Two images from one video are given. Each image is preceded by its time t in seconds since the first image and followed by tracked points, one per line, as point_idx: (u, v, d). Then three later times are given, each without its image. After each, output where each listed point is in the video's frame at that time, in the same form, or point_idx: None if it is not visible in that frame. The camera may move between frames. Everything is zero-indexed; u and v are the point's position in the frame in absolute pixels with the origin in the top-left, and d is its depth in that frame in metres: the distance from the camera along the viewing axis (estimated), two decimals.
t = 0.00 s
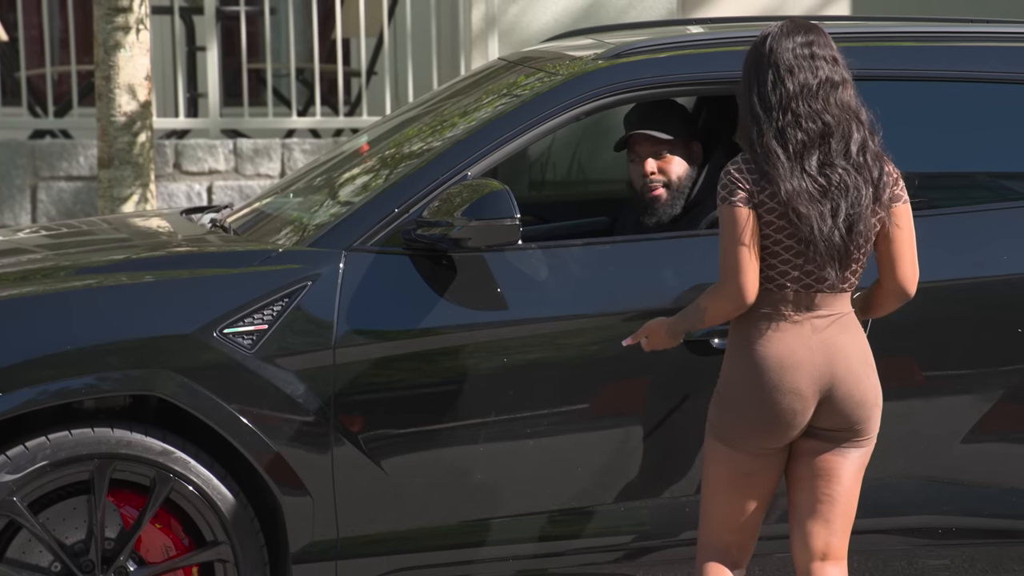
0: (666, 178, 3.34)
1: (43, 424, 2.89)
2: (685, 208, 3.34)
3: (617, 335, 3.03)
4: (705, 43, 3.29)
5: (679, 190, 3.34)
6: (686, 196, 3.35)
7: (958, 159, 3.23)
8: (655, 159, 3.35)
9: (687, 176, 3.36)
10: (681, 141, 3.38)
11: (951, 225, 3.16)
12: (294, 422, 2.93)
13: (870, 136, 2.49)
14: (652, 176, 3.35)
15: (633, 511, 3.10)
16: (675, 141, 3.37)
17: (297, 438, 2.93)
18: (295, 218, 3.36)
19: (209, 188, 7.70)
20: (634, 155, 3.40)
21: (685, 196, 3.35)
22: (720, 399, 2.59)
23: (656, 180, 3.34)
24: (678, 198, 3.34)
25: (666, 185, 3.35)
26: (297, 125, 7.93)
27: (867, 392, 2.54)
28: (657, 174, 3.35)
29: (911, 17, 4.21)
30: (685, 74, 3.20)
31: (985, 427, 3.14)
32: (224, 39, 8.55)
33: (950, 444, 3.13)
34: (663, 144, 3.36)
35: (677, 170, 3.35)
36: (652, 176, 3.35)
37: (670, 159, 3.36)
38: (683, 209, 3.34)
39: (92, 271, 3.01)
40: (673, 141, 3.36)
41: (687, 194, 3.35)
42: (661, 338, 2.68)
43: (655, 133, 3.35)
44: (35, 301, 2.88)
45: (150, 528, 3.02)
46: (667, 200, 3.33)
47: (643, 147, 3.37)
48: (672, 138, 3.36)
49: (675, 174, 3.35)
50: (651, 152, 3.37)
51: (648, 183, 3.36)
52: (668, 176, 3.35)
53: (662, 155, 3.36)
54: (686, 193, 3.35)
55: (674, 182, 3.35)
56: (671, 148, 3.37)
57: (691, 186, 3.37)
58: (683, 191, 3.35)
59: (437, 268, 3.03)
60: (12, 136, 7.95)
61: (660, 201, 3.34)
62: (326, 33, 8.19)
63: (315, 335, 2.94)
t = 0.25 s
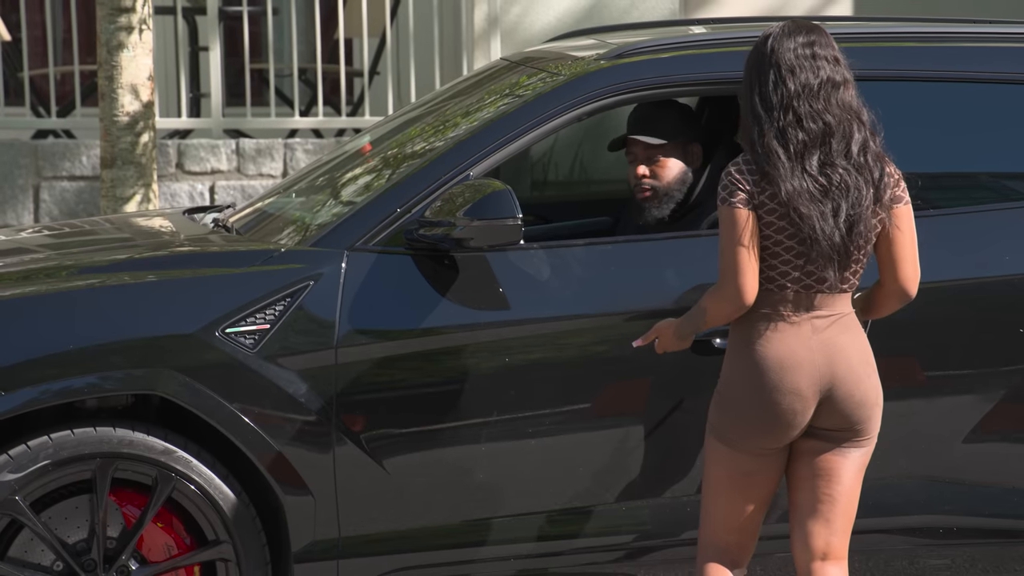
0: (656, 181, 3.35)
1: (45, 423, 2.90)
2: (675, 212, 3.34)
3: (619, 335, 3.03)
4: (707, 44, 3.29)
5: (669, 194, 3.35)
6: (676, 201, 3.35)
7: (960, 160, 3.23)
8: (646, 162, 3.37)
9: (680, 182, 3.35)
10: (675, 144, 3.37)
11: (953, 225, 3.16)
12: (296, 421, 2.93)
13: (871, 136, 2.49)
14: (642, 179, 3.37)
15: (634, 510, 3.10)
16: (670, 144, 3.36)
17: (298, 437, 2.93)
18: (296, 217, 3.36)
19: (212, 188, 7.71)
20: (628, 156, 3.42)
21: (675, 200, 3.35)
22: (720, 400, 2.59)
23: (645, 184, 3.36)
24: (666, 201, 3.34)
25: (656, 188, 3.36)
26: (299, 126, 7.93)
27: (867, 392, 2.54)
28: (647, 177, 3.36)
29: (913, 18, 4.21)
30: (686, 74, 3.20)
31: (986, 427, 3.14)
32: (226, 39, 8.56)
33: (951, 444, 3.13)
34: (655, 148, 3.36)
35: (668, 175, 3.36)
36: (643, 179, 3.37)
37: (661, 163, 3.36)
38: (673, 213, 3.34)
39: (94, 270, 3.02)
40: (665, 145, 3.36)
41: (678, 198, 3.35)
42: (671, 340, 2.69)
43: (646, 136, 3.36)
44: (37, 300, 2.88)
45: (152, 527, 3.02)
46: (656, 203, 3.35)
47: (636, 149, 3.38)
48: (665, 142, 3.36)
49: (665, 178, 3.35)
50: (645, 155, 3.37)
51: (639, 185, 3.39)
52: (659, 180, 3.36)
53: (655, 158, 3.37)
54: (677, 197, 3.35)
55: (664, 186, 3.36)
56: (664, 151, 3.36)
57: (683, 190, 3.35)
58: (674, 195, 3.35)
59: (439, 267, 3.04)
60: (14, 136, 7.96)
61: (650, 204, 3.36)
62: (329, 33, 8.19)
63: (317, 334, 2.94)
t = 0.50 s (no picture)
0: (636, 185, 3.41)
1: (45, 422, 2.89)
2: (658, 215, 3.35)
3: (618, 334, 3.03)
4: (706, 42, 3.29)
5: (648, 198, 3.38)
6: (658, 206, 3.35)
7: (959, 158, 3.23)
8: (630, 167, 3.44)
9: (664, 185, 3.36)
10: (660, 147, 3.39)
11: (952, 224, 3.16)
12: (295, 420, 2.93)
13: (868, 135, 2.49)
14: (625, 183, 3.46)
15: (634, 509, 3.10)
16: (654, 147, 3.40)
17: (297, 436, 2.93)
18: (295, 216, 3.36)
19: (211, 186, 7.71)
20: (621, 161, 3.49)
21: (659, 203, 3.36)
22: (719, 399, 2.60)
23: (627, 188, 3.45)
24: (646, 206, 3.37)
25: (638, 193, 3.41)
26: (298, 124, 7.93)
27: (865, 391, 2.54)
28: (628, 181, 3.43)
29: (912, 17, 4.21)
30: (685, 73, 3.20)
31: (986, 425, 3.14)
32: (225, 38, 8.56)
33: (950, 443, 3.13)
34: (637, 152, 3.42)
35: (649, 179, 3.39)
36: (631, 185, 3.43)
37: (642, 167, 3.41)
38: (656, 218, 3.36)
39: (93, 269, 3.02)
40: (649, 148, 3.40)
41: (658, 203, 3.36)
42: (681, 342, 2.69)
43: (627, 141, 3.44)
44: (36, 299, 2.88)
45: (151, 527, 3.03)
46: (637, 207, 3.40)
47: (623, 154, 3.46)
48: (648, 146, 3.40)
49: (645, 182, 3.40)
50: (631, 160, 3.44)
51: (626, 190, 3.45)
52: (639, 185, 3.41)
53: (638, 163, 3.42)
54: (657, 201, 3.36)
55: (644, 190, 3.40)
56: (645, 155, 3.41)
57: (664, 195, 3.35)
58: (653, 199, 3.37)
59: (438, 267, 3.04)
60: (14, 135, 7.95)
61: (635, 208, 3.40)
62: (327, 32, 8.19)
63: (316, 333, 2.94)
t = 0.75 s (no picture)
0: (636, 181, 3.43)
1: (47, 421, 2.90)
2: (659, 208, 3.37)
3: (619, 333, 3.03)
4: (707, 41, 3.29)
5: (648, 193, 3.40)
6: (657, 199, 3.38)
7: (960, 157, 3.23)
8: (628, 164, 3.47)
9: (663, 179, 3.39)
10: (654, 142, 3.43)
11: (953, 222, 3.16)
12: (297, 419, 2.93)
13: (869, 133, 2.49)
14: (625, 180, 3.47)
15: (636, 508, 3.10)
16: (650, 142, 3.43)
17: (299, 435, 2.93)
18: (297, 216, 3.36)
19: (212, 185, 7.71)
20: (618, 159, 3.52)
21: (659, 197, 3.38)
22: (721, 397, 2.60)
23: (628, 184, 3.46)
24: (647, 201, 3.39)
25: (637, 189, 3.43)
26: (300, 123, 7.93)
27: (868, 389, 2.54)
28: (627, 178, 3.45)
29: (912, 15, 4.21)
30: (687, 71, 3.20)
31: (987, 424, 3.14)
32: (226, 37, 8.56)
33: (952, 441, 3.13)
34: (634, 148, 3.45)
35: (647, 174, 3.42)
36: (630, 183, 3.45)
37: (639, 164, 3.44)
38: (657, 212, 3.37)
39: (95, 269, 3.02)
40: (644, 144, 3.44)
41: (659, 197, 3.38)
42: (703, 344, 2.68)
43: (623, 139, 3.47)
44: (38, 299, 2.88)
45: (154, 526, 3.03)
46: (638, 203, 3.41)
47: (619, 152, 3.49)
48: (644, 141, 3.44)
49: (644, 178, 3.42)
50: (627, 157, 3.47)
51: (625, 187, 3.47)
52: (637, 180, 3.44)
53: (635, 159, 3.45)
54: (658, 196, 3.38)
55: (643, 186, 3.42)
56: (642, 151, 3.44)
57: (663, 188, 3.38)
58: (654, 194, 3.39)
59: (440, 266, 3.04)
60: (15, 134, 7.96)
61: (635, 205, 3.42)
62: (329, 31, 8.20)
63: (318, 333, 2.94)
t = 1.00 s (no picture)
0: (632, 180, 3.44)
1: (45, 419, 2.90)
2: (654, 207, 3.38)
3: (618, 331, 3.03)
4: (706, 39, 3.29)
5: (644, 191, 3.41)
6: (653, 198, 3.40)
7: (959, 155, 3.23)
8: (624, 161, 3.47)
9: (657, 178, 3.41)
10: (649, 140, 3.43)
11: (952, 220, 3.16)
12: (295, 417, 2.93)
13: (867, 131, 2.49)
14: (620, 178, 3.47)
15: (634, 506, 3.10)
16: (646, 140, 3.43)
17: (298, 433, 2.94)
18: (296, 214, 3.36)
19: (211, 183, 7.73)
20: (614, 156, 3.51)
21: (654, 196, 3.40)
22: (719, 395, 2.60)
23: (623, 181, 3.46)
24: (643, 199, 3.40)
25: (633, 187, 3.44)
26: (298, 122, 7.93)
27: (865, 387, 2.54)
28: (623, 176, 3.46)
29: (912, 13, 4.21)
30: (686, 69, 3.20)
31: (986, 422, 3.14)
32: (225, 36, 8.55)
33: (951, 439, 3.13)
34: (630, 146, 3.45)
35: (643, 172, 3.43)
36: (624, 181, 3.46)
37: (635, 162, 3.44)
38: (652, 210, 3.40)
39: (94, 267, 3.02)
40: (639, 142, 3.43)
41: (654, 195, 3.40)
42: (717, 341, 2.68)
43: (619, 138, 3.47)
44: (37, 296, 2.88)
45: (152, 524, 3.03)
46: (633, 201, 3.42)
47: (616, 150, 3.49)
48: (640, 139, 3.43)
49: (640, 176, 3.43)
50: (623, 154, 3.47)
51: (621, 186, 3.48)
52: (632, 179, 3.44)
53: (631, 157, 3.45)
54: (652, 194, 3.40)
55: (639, 184, 3.43)
56: (637, 150, 3.44)
57: (658, 187, 3.40)
58: (649, 192, 3.40)
59: (439, 263, 3.04)
60: (14, 132, 7.95)
61: (630, 203, 3.43)
62: (327, 30, 8.20)
63: (317, 331, 2.94)
